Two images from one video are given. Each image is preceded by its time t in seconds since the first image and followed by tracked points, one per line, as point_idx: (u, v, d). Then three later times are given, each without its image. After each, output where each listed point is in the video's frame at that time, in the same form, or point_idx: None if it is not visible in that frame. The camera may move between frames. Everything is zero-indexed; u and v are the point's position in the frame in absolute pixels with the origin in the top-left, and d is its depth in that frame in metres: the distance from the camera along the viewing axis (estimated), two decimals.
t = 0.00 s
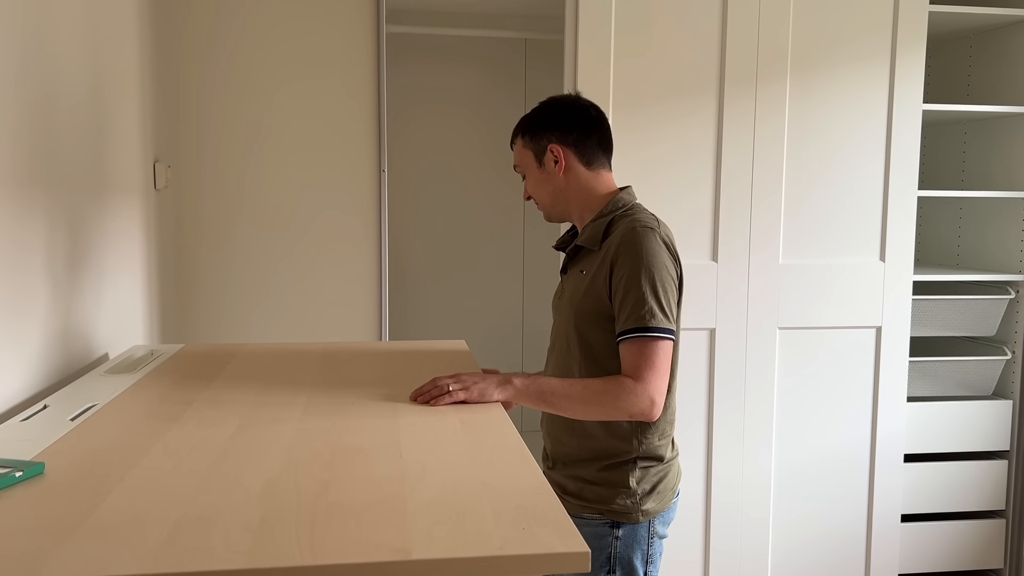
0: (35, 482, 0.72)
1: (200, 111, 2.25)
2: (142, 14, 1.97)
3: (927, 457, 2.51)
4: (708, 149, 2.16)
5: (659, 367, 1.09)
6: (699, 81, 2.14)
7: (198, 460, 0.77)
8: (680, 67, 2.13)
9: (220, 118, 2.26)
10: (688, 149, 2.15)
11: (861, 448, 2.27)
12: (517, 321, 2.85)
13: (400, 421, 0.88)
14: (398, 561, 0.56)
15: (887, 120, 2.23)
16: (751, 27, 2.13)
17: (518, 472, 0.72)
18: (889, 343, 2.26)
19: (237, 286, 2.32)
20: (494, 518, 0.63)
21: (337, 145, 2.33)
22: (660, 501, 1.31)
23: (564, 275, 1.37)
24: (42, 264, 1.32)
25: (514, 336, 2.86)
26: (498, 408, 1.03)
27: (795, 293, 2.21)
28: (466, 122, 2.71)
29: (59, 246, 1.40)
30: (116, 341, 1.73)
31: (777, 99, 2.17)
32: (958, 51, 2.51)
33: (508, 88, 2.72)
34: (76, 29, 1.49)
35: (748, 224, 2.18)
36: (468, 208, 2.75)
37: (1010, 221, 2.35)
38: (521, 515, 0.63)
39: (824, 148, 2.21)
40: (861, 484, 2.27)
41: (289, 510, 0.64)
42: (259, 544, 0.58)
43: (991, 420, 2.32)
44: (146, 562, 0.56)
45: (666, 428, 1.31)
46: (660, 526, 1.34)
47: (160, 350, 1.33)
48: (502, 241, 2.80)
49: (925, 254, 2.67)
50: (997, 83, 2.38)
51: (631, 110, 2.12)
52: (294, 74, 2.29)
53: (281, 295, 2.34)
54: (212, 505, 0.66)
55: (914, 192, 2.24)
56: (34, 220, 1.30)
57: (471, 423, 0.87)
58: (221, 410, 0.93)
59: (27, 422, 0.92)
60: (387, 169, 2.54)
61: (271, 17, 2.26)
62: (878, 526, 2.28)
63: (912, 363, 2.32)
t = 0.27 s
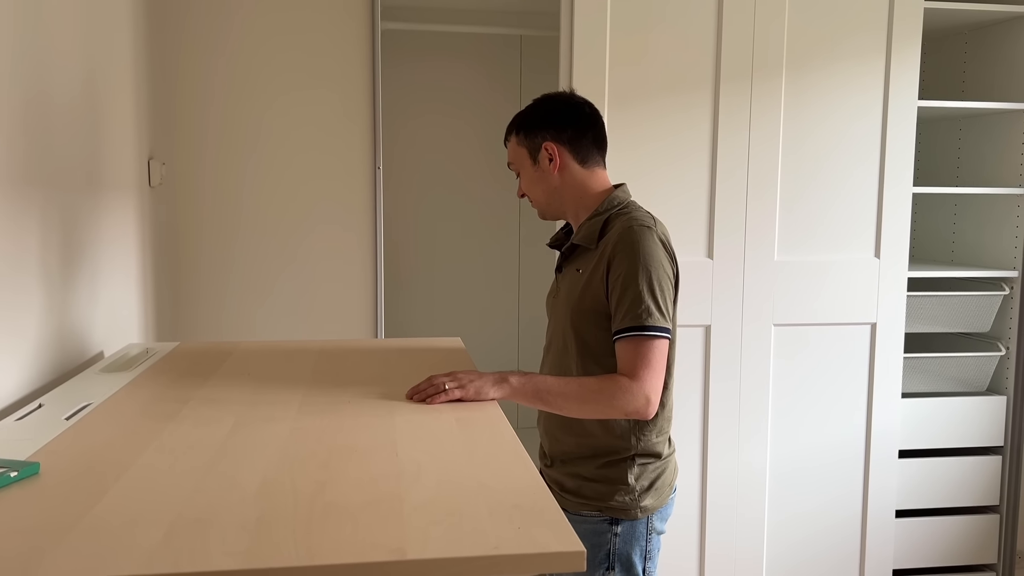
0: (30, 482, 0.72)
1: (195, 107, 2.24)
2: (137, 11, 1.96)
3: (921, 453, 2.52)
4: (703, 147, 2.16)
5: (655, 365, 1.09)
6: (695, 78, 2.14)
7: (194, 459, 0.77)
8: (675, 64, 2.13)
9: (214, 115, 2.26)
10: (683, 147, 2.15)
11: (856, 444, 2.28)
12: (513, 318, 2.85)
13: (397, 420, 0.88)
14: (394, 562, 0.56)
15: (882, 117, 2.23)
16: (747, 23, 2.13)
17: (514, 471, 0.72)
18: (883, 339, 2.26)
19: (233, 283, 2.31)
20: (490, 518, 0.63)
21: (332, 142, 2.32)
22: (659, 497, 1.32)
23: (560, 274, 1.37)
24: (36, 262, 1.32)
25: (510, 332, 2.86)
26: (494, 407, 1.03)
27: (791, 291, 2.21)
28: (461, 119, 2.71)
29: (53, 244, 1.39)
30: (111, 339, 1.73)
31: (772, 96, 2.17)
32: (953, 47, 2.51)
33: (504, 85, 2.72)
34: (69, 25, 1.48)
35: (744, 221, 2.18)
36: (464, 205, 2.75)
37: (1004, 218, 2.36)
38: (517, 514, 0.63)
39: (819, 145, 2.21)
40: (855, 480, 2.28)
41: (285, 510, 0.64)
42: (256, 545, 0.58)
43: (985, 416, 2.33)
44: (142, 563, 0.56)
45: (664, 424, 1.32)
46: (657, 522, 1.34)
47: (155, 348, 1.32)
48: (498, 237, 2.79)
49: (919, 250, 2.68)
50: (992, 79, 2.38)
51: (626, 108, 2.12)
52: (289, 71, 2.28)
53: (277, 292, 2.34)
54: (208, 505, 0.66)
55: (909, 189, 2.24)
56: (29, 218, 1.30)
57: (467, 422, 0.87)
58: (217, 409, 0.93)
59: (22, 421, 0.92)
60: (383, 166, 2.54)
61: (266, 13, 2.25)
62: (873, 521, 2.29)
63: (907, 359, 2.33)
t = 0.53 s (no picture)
0: (25, 477, 0.72)
1: (192, 104, 2.24)
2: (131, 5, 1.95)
3: (916, 448, 2.53)
4: (699, 143, 2.16)
5: (649, 360, 1.09)
6: (691, 74, 2.14)
7: (189, 455, 0.77)
8: (671, 59, 2.13)
9: (210, 111, 2.25)
10: (679, 143, 2.15)
11: (851, 439, 2.28)
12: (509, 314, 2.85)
13: (392, 415, 0.88)
14: (389, 557, 0.56)
15: (878, 113, 2.24)
16: (743, 19, 2.13)
17: (509, 466, 0.72)
18: (879, 334, 2.27)
19: (229, 279, 2.31)
20: (484, 513, 0.63)
21: (328, 137, 2.32)
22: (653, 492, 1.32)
23: (553, 269, 1.37)
24: (32, 258, 1.32)
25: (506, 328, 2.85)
26: (489, 402, 1.03)
27: (786, 287, 2.21)
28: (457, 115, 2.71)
29: (49, 240, 1.39)
30: (107, 335, 1.72)
31: (769, 92, 2.17)
32: (949, 43, 2.52)
33: (500, 81, 2.72)
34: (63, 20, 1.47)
35: (739, 217, 2.18)
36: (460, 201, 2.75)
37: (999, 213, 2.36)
38: (511, 509, 0.64)
39: (815, 140, 2.21)
40: (850, 475, 2.29)
41: (280, 506, 0.64)
42: (251, 540, 0.58)
43: (980, 411, 2.34)
44: (137, 558, 0.56)
45: (658, 419, 1.32)
46: (652, 516, 1.35)
47: (151, 344, 1.32)
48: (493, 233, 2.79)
49: (915, 245, 2.69)
50: (987, 75, 2.38)
51: (622, 103, 2.12)
52: (284, 67, 2.28)
53: (273, 288, 2.34)
54: (203, 501, 0.66)
55: (904, 184, 2.24)
56: (25, 213, 1.30)
57: (462, 417, 0.87)
58: (212, 405, 0.93)
59: (16, 417, 0.92)
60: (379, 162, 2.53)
61: (261, 9, 2.25)
62: (868, 516, 2.30)
63: (902, 354, 2.34)
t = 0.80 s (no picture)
0: (16, 479, 0.72)
1: (187, 104, 2.23)
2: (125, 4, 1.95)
3: (911, 446, 2.53)
4: (694, 142, 2.16)
5: (641, 358, 1.09)
6: (687, 72, 2.14)
7: (181, 457, 0.77)
8: (666, 58, 2.13)
9: (204, 110, 2.25)
10: (675, 141, 2.15)
11: (846, 437, 2.29)
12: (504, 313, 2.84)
13: (385, 416, 0.87)
14: (380, 560, 0.56)
15: (873, 112, 2.24)
16: (738, 17, 2.13)
17: (501, 467, 0.72)
18: (874, 333, 2.27)
19: (225, 279, 2.30)
20: (476, 515, 0.63)
21: (322, 137, 2.31)
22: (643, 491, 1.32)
23: (545, 268, 1.37)
24: (25, 258, 1.31)
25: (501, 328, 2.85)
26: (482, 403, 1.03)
27: (781, 286, 2.22)
28: (452, 113, 2.71)
29: (43, 240, 1.38)
30: (102, 334, 1.72)
31: (764, 90, 2.17)
32: (944, 42, 2.52)
33: (495, 79, 2.71)
34: (57, 20, 1.47)
35: (734, 216, 2.18)
36: (456, 200, 2.75)
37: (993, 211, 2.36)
38: (503, 511, 0.63)
39: (810, 139, 2.21)
40: (845, 472, 2.29)
41: (272, 508, 0.64)
42: (242, 543, 0.58)
43: (975, 409, 2.34)
44: (128, 561, 0.56)
45: (648, 418, 1.32)
46: (643, 516, 1.35)
47: (145, 344, 1.32)
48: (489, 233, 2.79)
49: (910, 244, 2.69)
50: (981, 74, 2.38)
51: (617, 102, 2.12)
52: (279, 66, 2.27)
53: (268, 288, 2.33)
54: (195, 503, 0.66)
55: (899, 182, 2.25)
56: (19, 213, 1.29)
57: (456, 418, 0.87)
58: (206, 406, 0.92)
59: (8, 418, 0.91)
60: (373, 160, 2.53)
61: (255, 8, 2.24)
62: (863, 514, 2.30)
63: (896, 353, 2.34)
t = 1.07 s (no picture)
0: (7, 484, 0.71)
1: (181, 104, 2.23)
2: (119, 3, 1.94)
3: (905, 445, 2.54)
4: (689, 141, 2.16)
5: (636, 358, 1.09)
6: (681, 71, 2.14)
7: (174, 460, 0.76)
8: (661, 57, 2.13)
9: (197, 110, 2.24)
10: (669, 141, 2.15)
11: (841, 436, 2.29)
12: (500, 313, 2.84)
13: (379, 418, 0.87)
14: (372, 564, 0.55)
15: (867, 112, 2.24)
16: (732, 17, 2.13)
17: (495, 470, 0.72)
18: (869, 332, 2.27)
19: (219, 279, 2.30)
20: (470, 518, 0.63)
21: (317, 137, 2.31)
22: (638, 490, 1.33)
23: (539, 268, 1.37)
24: (17, 259, 1.30)
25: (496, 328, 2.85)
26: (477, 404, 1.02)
27: (776, 285, 2.22)
28: (447, 112, 2.70)
29: (35, 240, 1.37)
30: (96, 335, 1.71)
31: (759, 90, 2.17)
32: (938, 41, 2.52)
33: (490, 78, 2.71)
34: (49, 19, 1.46)
35: (729, 216, 2.18)
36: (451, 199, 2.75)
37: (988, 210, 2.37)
38: (496, 515, 0.63)
39: (805, 138, 2.21)
40: (840, 471, 2.30)
41: (263, 513, 0.64)
42: (234, 547, 0.58)
43: (969, 407, 2.35)
44: (118, 566, 0.55)
45: (643, 417, 1.33)
46: (637, 515, 1.35)
47: (139, 346, 1.31)
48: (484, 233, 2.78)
49: (904, 243, 2.69)
50: (975, 73, 2.39)
51: (611, 101, 2.12)
52: (273, 65, 2.27)
53: (263, 288, 2.33)
54: (186, 508, 0.65)
55: (893, 182, 2.25)
56: (11, 213, 1.28)
57: (450, 420, 0.87)
58: (199, 408, 0.92)
59: None
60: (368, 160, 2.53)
61: (249, 7, 2.24)
62: (858, 513, 2.31)
63: (891, 352, 2.35)
